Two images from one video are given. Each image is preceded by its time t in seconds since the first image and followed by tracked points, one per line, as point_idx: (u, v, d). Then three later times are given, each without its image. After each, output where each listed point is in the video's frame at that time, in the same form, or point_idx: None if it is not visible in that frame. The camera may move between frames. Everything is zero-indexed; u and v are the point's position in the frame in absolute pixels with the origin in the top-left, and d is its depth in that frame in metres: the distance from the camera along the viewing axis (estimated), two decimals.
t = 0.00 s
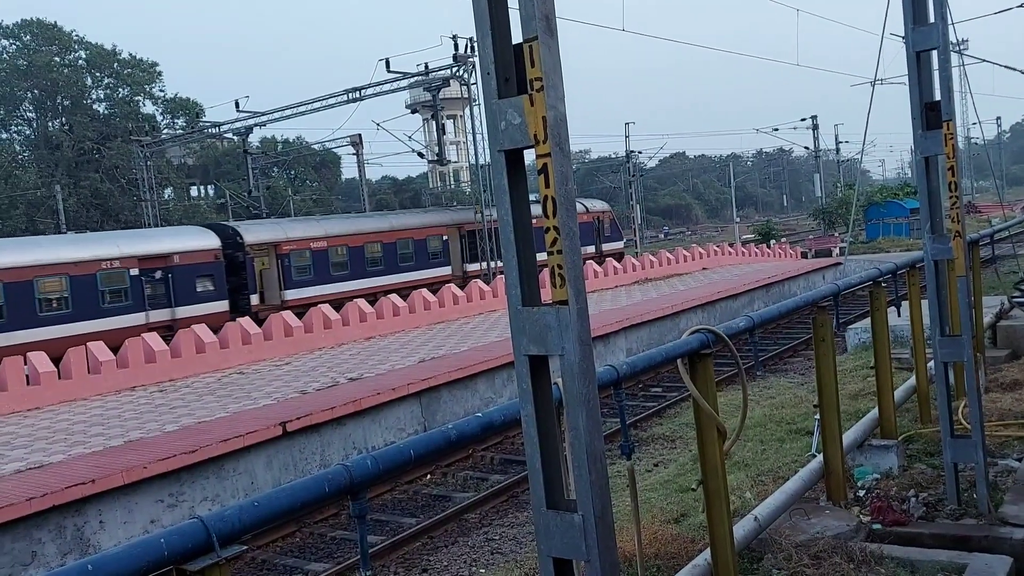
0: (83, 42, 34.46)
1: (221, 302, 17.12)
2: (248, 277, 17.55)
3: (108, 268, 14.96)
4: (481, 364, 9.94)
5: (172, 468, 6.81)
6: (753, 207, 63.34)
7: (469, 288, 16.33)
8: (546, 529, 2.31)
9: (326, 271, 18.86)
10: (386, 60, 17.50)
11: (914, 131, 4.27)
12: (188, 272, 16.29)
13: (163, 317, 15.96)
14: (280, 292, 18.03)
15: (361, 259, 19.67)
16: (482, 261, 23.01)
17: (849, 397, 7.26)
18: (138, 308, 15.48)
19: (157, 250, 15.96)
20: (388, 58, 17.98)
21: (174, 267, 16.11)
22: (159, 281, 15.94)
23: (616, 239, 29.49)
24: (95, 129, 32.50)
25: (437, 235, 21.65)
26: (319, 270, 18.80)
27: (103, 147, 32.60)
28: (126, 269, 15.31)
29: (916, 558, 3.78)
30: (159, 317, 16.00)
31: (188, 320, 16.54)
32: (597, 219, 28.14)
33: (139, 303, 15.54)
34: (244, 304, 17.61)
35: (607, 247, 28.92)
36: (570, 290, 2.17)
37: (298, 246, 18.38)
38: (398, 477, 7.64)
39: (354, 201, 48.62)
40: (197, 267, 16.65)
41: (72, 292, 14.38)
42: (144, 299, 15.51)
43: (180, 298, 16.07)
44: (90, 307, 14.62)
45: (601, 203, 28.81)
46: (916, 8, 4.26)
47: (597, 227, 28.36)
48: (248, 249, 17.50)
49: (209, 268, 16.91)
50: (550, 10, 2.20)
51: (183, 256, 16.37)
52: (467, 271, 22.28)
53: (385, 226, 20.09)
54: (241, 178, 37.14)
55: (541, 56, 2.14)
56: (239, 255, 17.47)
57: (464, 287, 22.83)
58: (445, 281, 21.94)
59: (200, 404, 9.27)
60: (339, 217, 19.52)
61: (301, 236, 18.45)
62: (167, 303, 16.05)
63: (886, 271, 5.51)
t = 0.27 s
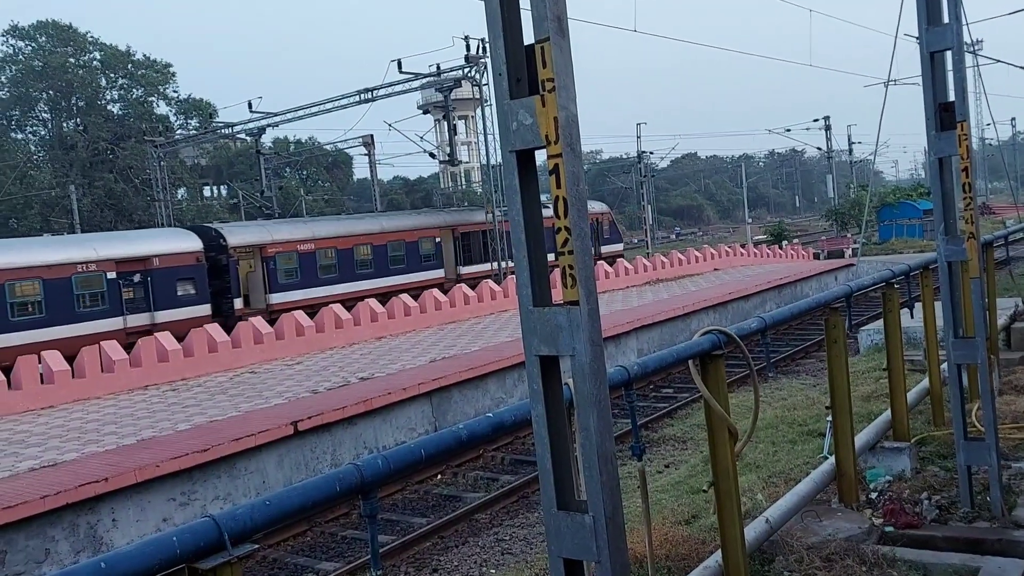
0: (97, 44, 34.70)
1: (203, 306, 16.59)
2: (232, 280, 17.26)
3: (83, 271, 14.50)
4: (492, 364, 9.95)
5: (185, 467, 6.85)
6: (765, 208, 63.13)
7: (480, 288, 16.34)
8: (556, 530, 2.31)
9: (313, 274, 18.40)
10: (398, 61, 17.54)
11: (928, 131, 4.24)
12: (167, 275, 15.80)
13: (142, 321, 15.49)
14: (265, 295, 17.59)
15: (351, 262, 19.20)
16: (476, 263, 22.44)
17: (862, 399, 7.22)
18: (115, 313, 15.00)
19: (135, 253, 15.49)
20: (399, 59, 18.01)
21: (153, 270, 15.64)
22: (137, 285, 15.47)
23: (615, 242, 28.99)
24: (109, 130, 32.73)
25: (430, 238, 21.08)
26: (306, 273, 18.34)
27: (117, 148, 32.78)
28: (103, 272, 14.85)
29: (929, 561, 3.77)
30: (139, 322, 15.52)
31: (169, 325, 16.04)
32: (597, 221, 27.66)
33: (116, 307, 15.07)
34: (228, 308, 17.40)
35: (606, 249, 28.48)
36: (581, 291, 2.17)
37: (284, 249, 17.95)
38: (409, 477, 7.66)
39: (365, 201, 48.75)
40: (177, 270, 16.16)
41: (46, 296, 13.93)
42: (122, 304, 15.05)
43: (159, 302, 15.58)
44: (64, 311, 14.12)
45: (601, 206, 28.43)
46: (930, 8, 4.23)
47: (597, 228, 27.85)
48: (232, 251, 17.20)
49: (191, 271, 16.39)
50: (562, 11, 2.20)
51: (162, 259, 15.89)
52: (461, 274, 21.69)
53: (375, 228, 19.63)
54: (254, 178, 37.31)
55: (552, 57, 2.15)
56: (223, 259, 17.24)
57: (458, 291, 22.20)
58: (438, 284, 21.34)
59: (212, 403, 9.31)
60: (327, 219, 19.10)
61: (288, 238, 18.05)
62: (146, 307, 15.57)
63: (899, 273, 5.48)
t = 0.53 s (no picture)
0: (106, 43, 34.83)
1: (178, 309, 16.34)
2: (208, 282, 16.97)
3: (53, 273, 14.24)
4: (499, 364, 9.95)
5: (191, 465, 6.86)
6: (772, 208, 62.98)
7: (487, 288, 16.34)
8: (563, 529, 2.31)
9: (294, 276, 18.04)
10: (406, 60, 17.55)
11: (936, 132, 4.22)
12: (140, 278, 15.56)
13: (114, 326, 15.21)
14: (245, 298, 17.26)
15: (335, 264, 18.81)
16: (465, 266, 21.77)
17: (869, 400, 7.20)
18: (85, 316, 14.71)
19: (107, 255, 15.23)
20: (406, 58, 18.02)
21: (126, 272, 15.38)
22: (109, 288, 15.19)
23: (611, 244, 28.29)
24: (117, 129, 32.83)
25: (417, 239, 20.59)
26: (287, 276, 18.01)
27: (125, 147, 32.86)
28: (74, 275, 14.59)
29: (935, 562, 3.76)
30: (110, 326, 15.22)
31: (141, 330, 15.77)
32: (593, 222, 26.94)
33: (87, 311, 14.79)
34: (206, 311, 17.09)
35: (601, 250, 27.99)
36: (588, 290, 2.17)
37: (264, 250, 17.61)
38: (416, 476, 7.66)
39: (372, 201, 48.82)
40: (150, 273, 15.93)
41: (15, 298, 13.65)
42: (93, 307, 14.78)
43: (132, 306, 15.33)
44: (30, 315, 13.82)
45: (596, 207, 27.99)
46: (939, 7, 4.21)
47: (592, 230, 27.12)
48: (208, 252, 16.95)
49: (165, 274, 16.16)
50: (569, 11, 2.20)
51: (136, 260, 15.65)
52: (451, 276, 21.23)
53: (359, 230, 19.24)
54: (261, 177, 37.39)
55: (559, 56, 2.15)
56: (199, 260, 17.06)
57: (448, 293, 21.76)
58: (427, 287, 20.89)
59: (219, 402, 9.34)
60: (310, 220, 18.76)
61: (268, 239, 17.71)
62: (118, 311, 15.29)
63: (907, 273, 5.46)
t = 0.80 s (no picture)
0: (112, 43, 34.93)
1: (150, 314, 15.89)
2: (181, 286, 16.45)
3: (17, 278, 13.80)
4: (503, 364, 9.95)
5: (196, 464, 6.88)
6: (777, 209, 62.89)
7: (491, 288, 16.35)
8: (566, 531, 2.31)
9: (272, 280, 17.71)
10: (411, 61, 17.57)
11: (942, 133, 4.21)
12: (109, 282, 15.10)
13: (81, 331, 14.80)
14: (220, 303, 16.85)
15: (315, 267, 18.54)
16: (452, 268, 21.68)
17: (874, 401, 7.18)
18: (50, 322, 14.30)
19: (74, 259, 14.78)
20: (411, 59, 18.03)
21: (94, 277, 14.93)
22: (76, 292, 14.76)
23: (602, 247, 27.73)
24: (123, 129, 32.94)
25: (401, 241, 20.39)
26: (265, 279, 17.68)
27: (130, 147, 32.93)
28: (39, 279, 14.16)
29: (940, 564, 3.76)
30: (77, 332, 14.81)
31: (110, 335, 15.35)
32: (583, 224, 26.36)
33: (53, 316, 14.37)
34: (179, 316, 16.59)
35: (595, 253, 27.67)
36: (593, 291, 2.17)
37: (240, 253, 17.28)
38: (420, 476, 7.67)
39: (377, 201, 48.88)
40: (120, 277, 15.46)
41: None
42: (59, 313, 14.35)
43: (100, 311, 14.89)
44: None
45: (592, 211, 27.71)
46: (945, 8, 4.20)
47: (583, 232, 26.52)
48: (182, 255, 16.42)
49: (136, 278, 15.70)
50: (574, 11, 2.20)
51: (105, 264, 15.20)
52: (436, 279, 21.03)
53: (341, 232, 18.99)
54: (267, 178, 37.47)
55: (564, 57, 2.15)
56: (172, 263, 16.38)
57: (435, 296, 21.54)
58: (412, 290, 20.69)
59: (225, 401, 9.36)
60: (289, 223, 18.46)
61: (244, 242, 17.38)
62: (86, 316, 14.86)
63: (912, 275, 5.44)
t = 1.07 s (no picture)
0: (118, 43, 35.06)
1: (119, 320, 15.40)
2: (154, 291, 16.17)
3: None
4: (508, 365, 9.95)
5: (201, 464, 6.89)
6: (783, 210, 62.75)
7: (496, 289, 16.36)
8: (571, 531, 2.31)
9: (249, 284, 17.21)
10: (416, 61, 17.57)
11: (948, 134, 4.20)
12: (76, 286, 14.60)
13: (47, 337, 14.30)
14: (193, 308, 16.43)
15: (294, 271, 18.10)
16: (437, 271, 21.28)
17: (880, 403, 7.17)
18: (15, 328, 13.79)
19: (40, 262, 14.26)
20: (416, 59, 18.03)
21: (61, 281, 14.42)
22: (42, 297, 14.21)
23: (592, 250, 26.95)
24: (129, 130, 33.02)
25: (386, 244, 20.01)
26: (241, 283, 17.18)
27: (136, 147, 33.00)
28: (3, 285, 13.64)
29: (945, 566, 3.75)
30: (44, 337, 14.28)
31: (78, 341, 14.83)
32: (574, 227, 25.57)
33: (19, 322, 13.85)
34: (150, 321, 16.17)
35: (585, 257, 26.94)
36: (598, 292, 2.18)
37: (214, 256, 16.81)
38: (424, 477, 7.67)
39: (382, 201, 48.91)
40: (88, 281, 14.94)
41: None
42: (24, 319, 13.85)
43: (67, 316, 14.40)
44: None
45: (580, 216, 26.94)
46: (951, 9, 4.19)
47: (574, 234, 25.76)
48: (153, 259, 16.02)
49: (105, 282, 15.18)
50: (580, 13, 2.20)
51: (72, 267, 14.68)
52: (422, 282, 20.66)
53: (322, 235, 18.59)
54: (272, 178, 37.51)
55: (570, 58, 2.15)
56: (144, 267, 16.10)
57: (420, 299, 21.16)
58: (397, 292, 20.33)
59: (229, 402, 9.37)
60: (268, 225, 18.04)
61: (219, 245, 16.92)
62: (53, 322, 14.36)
63: (918, 276, 5.43)
